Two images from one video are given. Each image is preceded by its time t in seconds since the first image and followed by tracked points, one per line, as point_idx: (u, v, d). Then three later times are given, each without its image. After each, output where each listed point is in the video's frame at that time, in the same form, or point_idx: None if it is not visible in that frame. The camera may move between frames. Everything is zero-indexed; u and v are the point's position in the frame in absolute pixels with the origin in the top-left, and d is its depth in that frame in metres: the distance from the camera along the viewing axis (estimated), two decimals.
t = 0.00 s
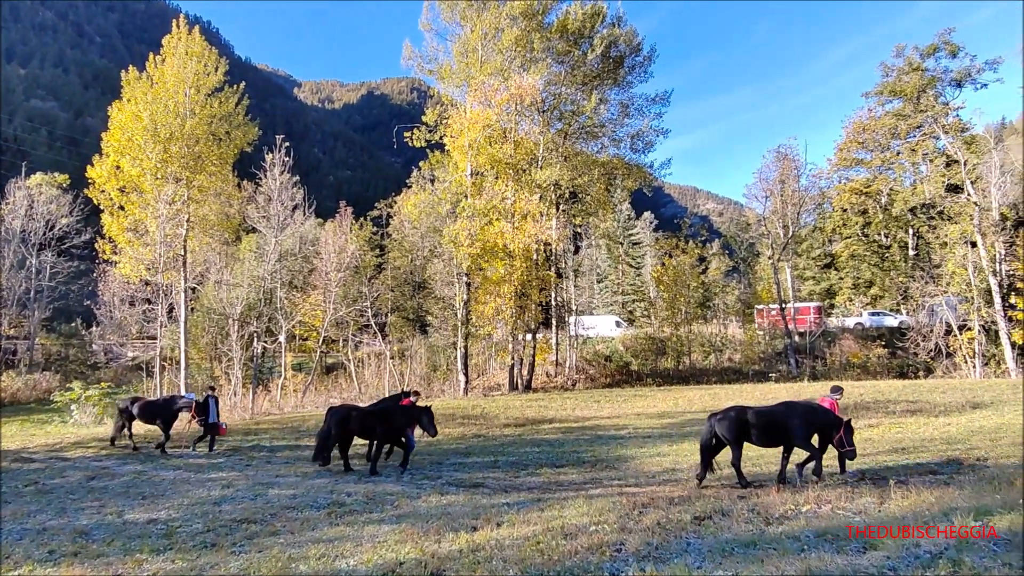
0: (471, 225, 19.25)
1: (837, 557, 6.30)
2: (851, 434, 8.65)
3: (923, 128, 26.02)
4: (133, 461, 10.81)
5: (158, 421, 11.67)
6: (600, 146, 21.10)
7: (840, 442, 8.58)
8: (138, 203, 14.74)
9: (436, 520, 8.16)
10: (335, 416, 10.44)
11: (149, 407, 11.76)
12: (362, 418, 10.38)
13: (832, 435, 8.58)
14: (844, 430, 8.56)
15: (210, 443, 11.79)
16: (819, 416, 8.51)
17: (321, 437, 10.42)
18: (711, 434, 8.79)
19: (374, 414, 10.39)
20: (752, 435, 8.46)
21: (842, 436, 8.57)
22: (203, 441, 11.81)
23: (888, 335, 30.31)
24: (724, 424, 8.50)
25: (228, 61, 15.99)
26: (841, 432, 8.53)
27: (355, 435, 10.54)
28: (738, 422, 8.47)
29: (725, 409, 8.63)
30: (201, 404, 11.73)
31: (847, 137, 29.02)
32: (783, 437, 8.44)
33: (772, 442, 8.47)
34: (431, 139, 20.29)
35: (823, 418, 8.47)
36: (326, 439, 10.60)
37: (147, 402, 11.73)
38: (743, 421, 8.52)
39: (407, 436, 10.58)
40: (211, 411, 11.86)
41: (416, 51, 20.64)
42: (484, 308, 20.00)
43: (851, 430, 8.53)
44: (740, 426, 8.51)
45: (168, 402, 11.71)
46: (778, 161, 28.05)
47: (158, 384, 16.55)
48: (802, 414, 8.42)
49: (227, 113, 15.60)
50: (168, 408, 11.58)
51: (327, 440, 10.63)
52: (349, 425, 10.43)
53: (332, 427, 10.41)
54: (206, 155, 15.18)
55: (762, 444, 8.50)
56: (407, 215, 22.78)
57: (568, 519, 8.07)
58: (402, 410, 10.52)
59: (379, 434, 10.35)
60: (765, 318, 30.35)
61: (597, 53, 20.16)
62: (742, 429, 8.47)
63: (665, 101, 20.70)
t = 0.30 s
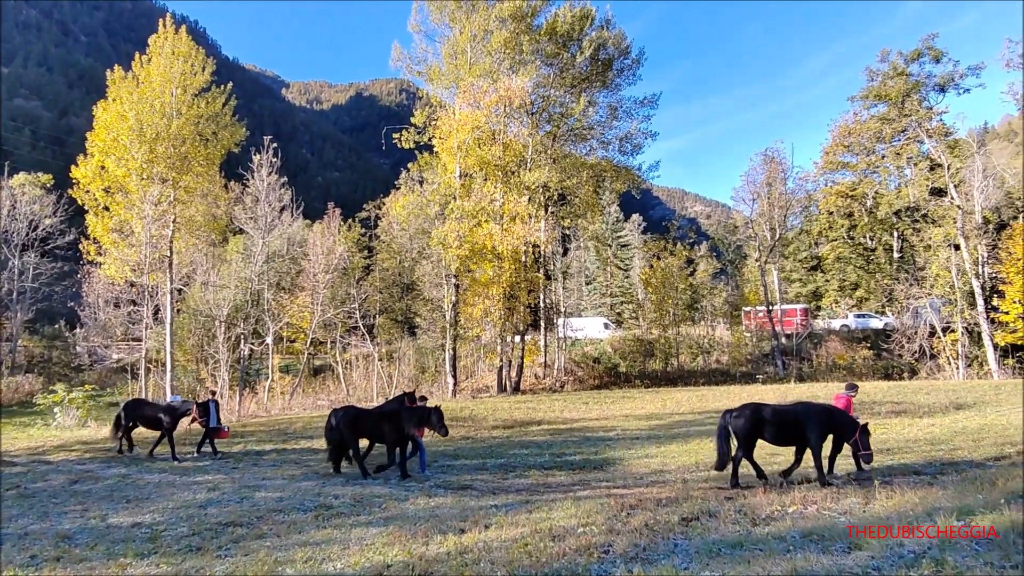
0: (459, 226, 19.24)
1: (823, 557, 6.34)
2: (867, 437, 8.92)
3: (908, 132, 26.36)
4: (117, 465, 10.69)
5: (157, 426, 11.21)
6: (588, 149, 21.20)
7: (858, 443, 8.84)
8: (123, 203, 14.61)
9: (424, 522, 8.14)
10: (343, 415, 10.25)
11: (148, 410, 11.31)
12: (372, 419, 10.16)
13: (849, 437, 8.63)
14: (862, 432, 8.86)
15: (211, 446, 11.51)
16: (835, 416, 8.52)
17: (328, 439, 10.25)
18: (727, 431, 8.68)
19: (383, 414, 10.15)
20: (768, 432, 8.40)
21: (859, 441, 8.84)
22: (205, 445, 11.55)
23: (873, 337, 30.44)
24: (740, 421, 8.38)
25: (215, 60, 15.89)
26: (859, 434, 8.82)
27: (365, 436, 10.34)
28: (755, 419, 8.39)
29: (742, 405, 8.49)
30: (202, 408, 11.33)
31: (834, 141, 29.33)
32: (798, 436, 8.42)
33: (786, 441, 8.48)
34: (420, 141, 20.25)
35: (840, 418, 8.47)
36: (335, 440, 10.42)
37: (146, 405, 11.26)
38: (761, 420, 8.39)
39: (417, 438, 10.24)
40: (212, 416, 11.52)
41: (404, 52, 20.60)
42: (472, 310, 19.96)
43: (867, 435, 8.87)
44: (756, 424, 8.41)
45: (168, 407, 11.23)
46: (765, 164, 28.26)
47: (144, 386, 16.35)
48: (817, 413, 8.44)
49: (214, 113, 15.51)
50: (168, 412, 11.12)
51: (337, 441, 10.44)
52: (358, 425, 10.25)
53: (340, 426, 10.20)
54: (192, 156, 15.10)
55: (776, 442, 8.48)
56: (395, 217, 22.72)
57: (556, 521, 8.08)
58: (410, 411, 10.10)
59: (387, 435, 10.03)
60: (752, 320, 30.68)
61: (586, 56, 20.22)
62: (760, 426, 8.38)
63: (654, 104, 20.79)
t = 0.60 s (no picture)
0: (446, 228, 19.17)
1: (806, 558, 6.39)
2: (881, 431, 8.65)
3: (890, 136, 26.62)
4: (98, 469, 10.55)
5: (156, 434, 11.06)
6: (575, 151, 21.24)
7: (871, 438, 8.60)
8: (105, 203, 14.43)
9: (410, 525, 8.11)
10: (348, 422, 10.25)
11: (147, 418, 11.15)
12: (379, 424, 10.22)
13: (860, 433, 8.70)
14: (875, 427, 8.60)
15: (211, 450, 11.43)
16: (846, 414, 8.66)
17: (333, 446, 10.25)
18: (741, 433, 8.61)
19: (391, 417, 10.17)
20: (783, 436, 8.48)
21: (871, 434, 8.68)
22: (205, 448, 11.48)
23: (856, 338, 30.69)
24: (757, 426, 8.39)
25: (200, 60, 15.77)
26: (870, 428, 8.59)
27: (371, 440, 10.41)
28: (771, 421, 8.41)
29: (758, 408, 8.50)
30: (202, 413, 11.24)
31: (818, 145, 29.70)
32: (811, 437, 8.53)
33: (801, 442, 8.51)
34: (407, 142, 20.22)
35: (850, 417, 8.63)
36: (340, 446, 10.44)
37: (145, 413, 11.08)
38: (776, 421, 8.46)
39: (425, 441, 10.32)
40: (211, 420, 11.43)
41: (391, 53, 20.55)
42: (459, 312, 19.91)
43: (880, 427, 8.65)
44: (771, 426, 8.43)
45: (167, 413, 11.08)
46: (750, 167, 28.50)
47: (125, 389, 16.12)
48: (830, 414, 8.58)
49: (198, 113, 15.39)
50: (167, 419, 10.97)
51: (341, 447, 10.48)
52: (367, 430, 10.29)
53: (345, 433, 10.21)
54: (176, 156, 14.96)
55: (790, 444, 8.56)
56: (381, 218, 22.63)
57: (541, 523, 8.07)
58: (417, 413, 10.08)
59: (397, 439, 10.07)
60: (738, 323, 30.96)
61: (573, 59, 20.30)
62: (775, 428, 8.45)
63: (640, 108, 20.91)
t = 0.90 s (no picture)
0: (431, 230, 19.09)
1: (786, 558, 6.45)
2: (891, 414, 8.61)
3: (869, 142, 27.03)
4: (74, 473, 10.35)
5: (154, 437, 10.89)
6: (560, 153, 21.31)
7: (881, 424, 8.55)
8: (85, 203, 14.23)
9: (393, 528, 8.07)
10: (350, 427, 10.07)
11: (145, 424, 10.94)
12: (380, 427, 9.97)
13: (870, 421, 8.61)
14: (883, 412, 8.51)
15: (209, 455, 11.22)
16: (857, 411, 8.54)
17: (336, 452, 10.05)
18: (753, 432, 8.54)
19: (392, 421, 9.93)
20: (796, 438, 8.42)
21: (880, 420, 8.52)
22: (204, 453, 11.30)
23: (837, 341, 30.85)
24: (771, 426, 8.29)
25: (182, 59, 15.65)
26: (878, 414, 8.55)
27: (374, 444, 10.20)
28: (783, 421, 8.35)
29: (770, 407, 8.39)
30: (199, 415, 11.09)
31: (801, 149, 30.08)
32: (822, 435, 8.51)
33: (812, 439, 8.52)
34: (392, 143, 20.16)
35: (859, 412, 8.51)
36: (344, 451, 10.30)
37: (142, 417, 10.94)
38: (788, 421, 8.38)
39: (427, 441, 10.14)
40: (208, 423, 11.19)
41: (376, 54, 20.48)
42: (444, 314, 19.85)
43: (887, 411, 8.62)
44: (783, 425, 8.38)
45: (164, 416, 10.94)
46: (734, 170, 28.72)
47: (104, 392, 15.85)
48: (840, 412, 8.48)
49: (181, 113, 15.24)
50: (164, 421, 10.82)
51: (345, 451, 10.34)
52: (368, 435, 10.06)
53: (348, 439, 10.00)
54: (157, 155, 14.80)
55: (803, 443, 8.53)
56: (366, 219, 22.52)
57: (525, 526, 8.07)
58: (419, 417, 9.83)
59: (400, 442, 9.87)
60: (721, 325, 31.10)
61: (558, 62, 20.41)
62: (787, 427, 8.37)
63: (625, 111, 21.03)
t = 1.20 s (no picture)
0: (414, 231, 19.06)
1: (766, 558, 6.50)
2: (896, 401, 8.52)
3: (850, 146, 27.47)
4: (49, 476, 10.16)
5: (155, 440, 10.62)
6: (544, 155, 21.42)
7: (888, 413, 8.47)
8: (61, 201, 13.99)
9: (374, 530, 8.03)
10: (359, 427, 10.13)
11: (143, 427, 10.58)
12: (386, 426, 10.00)
13: (877, 413, 8.55)
14: (887, 398, 8.50)
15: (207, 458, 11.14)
16: (868, 407, 8.60)
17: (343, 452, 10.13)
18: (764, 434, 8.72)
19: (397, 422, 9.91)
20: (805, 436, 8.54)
21: (886, 407, 8.49)
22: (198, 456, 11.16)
23: (817, 342, 31.52)
24: (779, 422, 8.50)
25: (163, 56, 15.47)
26: (882, 402, 8.52)
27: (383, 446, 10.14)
28: (791, 420, 8.55)
29: (777, 408, 8.66)
30: (198, 416, 11.00)
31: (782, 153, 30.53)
32: (836, 435, 8.57)
33: (825, 440, 8.60)
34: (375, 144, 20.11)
35: (868, 407, 8.56)
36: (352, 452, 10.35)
37: (143, 419, 10.58)
38: (797, 421, 8.56)
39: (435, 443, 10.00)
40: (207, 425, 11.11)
41: (360, 54, 20.38)
42: (427, 315, 19.76)
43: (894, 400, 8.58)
44: (793, 425, 8.54)
45: (167, 417, 10.75)
46: (716, 173, 28.95)
47: (81, 393, 15.59)
48: (852, 411, 8.57)
49: (161, 111, 15.05)
50: (170, 423, 10.67)
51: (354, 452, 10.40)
52: (376, 436, 10.04)
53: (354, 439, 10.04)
54: (137, 154, 14.61)
55: (814, 442, 8.63)
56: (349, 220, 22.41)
57: (508, 527, 8.06)
58: (423, 415, 9.76)
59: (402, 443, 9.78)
60: (704, 326, 31.37)
61: (542, 63, 20.48)
62: (796, 427, 8.54)
63: (608, 113, 21.15)
